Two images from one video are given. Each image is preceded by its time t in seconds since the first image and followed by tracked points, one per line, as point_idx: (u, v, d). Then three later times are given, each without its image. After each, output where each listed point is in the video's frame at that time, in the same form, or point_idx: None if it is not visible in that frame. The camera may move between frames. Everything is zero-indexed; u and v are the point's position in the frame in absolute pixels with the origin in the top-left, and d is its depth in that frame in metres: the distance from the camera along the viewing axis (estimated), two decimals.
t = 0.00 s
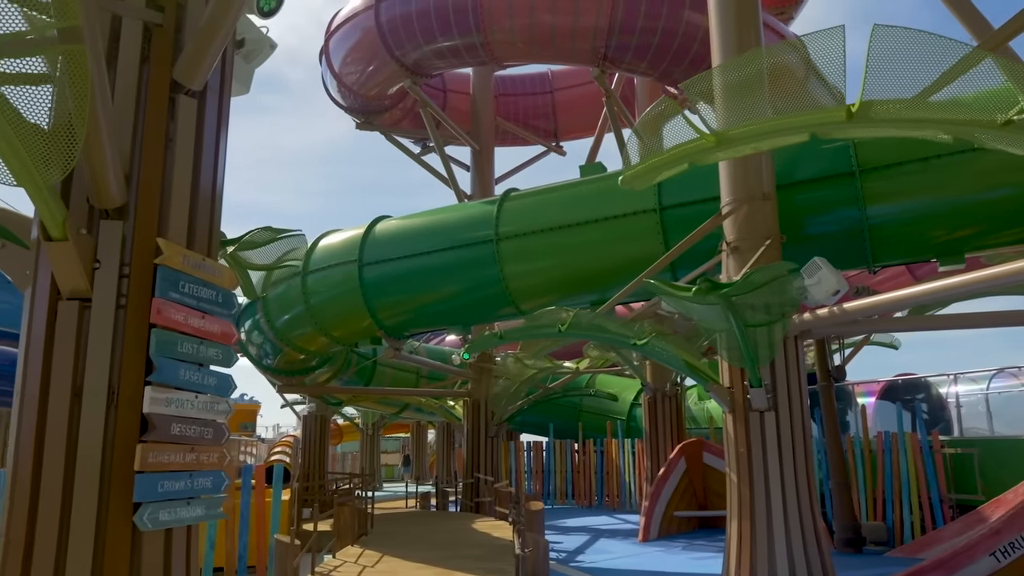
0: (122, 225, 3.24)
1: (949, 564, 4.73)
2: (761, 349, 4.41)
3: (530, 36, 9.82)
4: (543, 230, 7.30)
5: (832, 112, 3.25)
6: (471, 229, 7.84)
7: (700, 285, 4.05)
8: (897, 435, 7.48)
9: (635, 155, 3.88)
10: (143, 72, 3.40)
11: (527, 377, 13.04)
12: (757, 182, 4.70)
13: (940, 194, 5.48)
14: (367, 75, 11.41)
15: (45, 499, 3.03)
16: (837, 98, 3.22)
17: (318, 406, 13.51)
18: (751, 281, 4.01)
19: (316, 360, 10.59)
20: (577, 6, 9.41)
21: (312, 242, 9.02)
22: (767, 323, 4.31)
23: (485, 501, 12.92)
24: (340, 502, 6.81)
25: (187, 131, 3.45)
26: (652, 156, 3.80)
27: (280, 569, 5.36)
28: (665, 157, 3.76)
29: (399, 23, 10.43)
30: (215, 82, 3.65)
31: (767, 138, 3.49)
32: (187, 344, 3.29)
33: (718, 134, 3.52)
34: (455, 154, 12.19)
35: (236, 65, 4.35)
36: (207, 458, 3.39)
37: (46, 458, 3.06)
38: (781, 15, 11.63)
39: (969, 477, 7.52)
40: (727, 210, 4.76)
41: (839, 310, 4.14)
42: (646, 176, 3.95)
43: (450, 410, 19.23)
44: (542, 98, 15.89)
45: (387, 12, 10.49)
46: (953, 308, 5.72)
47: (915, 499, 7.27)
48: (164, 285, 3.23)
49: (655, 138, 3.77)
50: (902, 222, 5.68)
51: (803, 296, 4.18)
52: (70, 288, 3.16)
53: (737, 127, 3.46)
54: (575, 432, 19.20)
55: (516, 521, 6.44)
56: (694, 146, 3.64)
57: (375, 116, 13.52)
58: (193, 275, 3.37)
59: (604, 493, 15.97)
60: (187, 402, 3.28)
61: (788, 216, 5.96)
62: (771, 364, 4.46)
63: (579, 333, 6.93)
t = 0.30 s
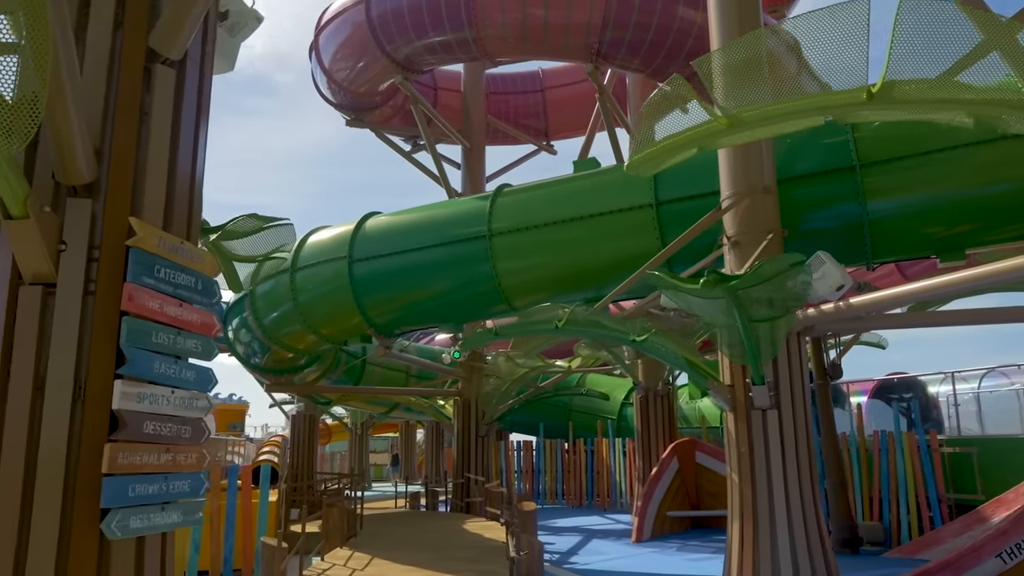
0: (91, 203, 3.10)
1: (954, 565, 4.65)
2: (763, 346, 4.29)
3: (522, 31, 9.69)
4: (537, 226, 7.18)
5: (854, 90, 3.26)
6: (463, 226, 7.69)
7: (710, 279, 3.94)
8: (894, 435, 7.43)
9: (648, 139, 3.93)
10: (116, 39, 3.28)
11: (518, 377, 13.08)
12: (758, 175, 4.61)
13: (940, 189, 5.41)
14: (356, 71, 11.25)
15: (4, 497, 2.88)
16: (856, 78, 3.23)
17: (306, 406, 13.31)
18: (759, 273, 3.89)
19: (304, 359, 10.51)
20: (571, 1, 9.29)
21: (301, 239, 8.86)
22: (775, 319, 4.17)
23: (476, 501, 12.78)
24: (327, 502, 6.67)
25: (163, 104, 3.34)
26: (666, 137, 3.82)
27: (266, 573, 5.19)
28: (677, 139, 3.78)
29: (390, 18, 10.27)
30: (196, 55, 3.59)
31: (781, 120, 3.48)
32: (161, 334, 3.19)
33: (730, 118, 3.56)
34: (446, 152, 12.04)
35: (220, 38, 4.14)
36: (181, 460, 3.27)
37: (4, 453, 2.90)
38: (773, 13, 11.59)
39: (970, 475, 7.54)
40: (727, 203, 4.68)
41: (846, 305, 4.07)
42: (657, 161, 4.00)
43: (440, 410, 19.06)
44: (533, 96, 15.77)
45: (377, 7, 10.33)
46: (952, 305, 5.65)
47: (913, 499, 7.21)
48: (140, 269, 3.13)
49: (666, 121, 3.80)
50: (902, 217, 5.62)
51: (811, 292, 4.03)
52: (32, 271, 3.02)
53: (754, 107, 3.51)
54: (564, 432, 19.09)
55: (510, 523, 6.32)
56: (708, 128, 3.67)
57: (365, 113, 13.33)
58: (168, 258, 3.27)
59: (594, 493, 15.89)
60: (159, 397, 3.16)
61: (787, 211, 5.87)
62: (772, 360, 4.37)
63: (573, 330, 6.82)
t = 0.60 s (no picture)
0: (65, 175, 3.08)
1: (966, 569, 4.57)
2: (773, 344, 4.14)
3: (518, 27, 9.57)
4: (534, 221, 7.06)
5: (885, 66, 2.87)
6: (458, 222, 7.55)
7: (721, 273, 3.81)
8: (895, 435, 7.37)
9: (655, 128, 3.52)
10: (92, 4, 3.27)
11: (513, 376, 12.96)
12: (763, 168, 4.52)
13: (949, 183, 5.31)
14: (349, 67, 11.10)
15: None
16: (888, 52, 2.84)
17: (297, 406, 13.13)
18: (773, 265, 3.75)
19: (296, 358, 10.36)
20: None
21: (293, 235, 8.71)
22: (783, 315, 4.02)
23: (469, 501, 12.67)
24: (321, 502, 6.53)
25: (143, 71, 3.37)
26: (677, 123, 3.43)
27: None
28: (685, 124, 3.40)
29: (383, 13, 10.13)
30: (180, 23, 3.63)
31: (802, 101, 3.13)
32: (141, 321, 3.15)
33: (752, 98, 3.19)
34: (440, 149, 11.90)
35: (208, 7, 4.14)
36: (160, 459, 3.22)
37: None
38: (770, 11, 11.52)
39: (973, 475, 7.49)
40: (731, 196, 4.58)
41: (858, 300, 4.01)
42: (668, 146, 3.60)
43: (433, 410, 18.90)
44: (526, 95, 15.67)
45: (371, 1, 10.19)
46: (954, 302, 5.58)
47: (914, 499, 7.14)
48: (121, 247, 3.12)
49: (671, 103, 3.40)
50: (906, 213, 5.53)
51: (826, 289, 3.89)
52: None
53: (769, 91, 3.15)
54: (558, 432, 18.98)
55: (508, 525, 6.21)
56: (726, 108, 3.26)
57: (358, 110, 13.15)
58: (148, 239, 3.25)
59: (587, 492, 15.79)
60: (139, 392, 3.12)
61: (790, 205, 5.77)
62: (780, 358, 4.27)
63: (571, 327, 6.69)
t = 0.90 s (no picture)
0: (37, 144, 2.76)
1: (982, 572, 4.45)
2: (788, 340, 4.02)
3: (520, 21, 9.45)
4: (536, 217, 6.94)
5: (924, 42, 2.89)
6: (459, 218, 7.42)
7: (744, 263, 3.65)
8: (903, 434, 7.26)
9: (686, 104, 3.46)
10: None
11: (513, 374, 12.96)
12: (776, 160, 4.40)
13: (952, 180, 5.23)
14: (348, 64, 10.98)
15: None
16: (934, 25, 2.85)
17: (295, 405, 12.99)
18: (793, 258, 3.59)
19: (294, 356, 10.21)
20: None
21: (291, 231, 8.57)
22: (801, 309, 3.90)
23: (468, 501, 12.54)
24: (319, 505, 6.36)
25: (128, 33, 3.07)
26: (697, 105, 3.43)
27: None
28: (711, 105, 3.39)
29: (383, 7, 10.01)
30: (170, 9, 3.34)
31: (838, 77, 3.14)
32: (123, 307, 2.88)
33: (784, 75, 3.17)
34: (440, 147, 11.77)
35: None
36: (144, 461, 2.95)
37: None
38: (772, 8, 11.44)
39: (984, 475, 7.36)
40: (744, 188, 4.46)
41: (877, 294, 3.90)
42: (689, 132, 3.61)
43: (432, 409, 18.80)
44: (525, 93, 15.54)
45: None
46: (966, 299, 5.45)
47: (923, 499, 7.02)
48: (103, 225, 2.84)
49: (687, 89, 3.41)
50: (916, 209, 5.40)
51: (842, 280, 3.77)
52: None
53: (806, 65, 3.13)
54: (557, 432, 18.87)
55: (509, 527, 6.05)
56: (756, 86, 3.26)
57: (357, 106, 13.00)
58: (135, 217, 3.00)
59: (586, 492, 15.67)
60: (123, 386, 2.86)
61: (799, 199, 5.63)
62: (795, 355, 4.15)
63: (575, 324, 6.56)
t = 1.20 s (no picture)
0: None
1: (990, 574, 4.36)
2: (798, 335, 3.93)
3: (516, 16, 9.32)
4: (534, 212, 6.80)
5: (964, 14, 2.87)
6: (455, 212, 7.27)
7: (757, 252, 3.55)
8: (904, 433, 7.19)
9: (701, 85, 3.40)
10: None
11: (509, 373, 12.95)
12: (783, 151, 4.30)
13: (960, 173, 5.13)
14: (341, 59, 10.83)
15: None
16: None
17: (285, 404, 12.80)
18: (815, 245, 3.52)
19: (285, 354, 10.03)
20: None
21: (282, 226, 8.41)
22: (813, 303, 3.83)
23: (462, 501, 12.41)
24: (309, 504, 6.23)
25: None
26: (716, 84, 3.36)
27: None
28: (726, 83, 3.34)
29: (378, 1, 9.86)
30: None
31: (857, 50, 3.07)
32: (91, 284, 2.70)
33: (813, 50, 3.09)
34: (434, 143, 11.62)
35: None
36: (114, 462, 2.77)
37: None
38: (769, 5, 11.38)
39: (985, 475, 7.30)
40: (750, 179, 4.35)
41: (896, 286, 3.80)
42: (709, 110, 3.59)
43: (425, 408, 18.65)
44: (520, 91, 15.40)
45: None
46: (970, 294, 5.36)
47: (925, 498, 6.95)
48: (70, 192, 2.66)
49: (696, 80, 3.36)
50: (923, 203, 5.29)
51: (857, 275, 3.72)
52: None
53: (836, 38, 3.03)
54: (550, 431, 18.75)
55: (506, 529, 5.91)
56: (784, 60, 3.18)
57: (350, 102, 12.78)
58: (108, 186, 2.81)
59: (579, 492, 15.55)
60: (91, 375, 2.67)
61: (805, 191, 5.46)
62: (806, 351, 4.04)
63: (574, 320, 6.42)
